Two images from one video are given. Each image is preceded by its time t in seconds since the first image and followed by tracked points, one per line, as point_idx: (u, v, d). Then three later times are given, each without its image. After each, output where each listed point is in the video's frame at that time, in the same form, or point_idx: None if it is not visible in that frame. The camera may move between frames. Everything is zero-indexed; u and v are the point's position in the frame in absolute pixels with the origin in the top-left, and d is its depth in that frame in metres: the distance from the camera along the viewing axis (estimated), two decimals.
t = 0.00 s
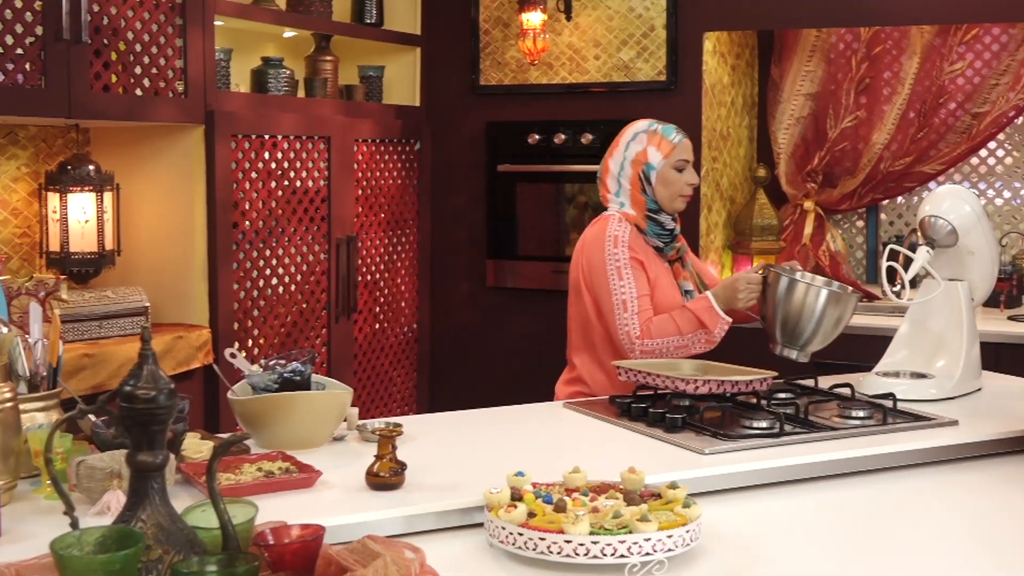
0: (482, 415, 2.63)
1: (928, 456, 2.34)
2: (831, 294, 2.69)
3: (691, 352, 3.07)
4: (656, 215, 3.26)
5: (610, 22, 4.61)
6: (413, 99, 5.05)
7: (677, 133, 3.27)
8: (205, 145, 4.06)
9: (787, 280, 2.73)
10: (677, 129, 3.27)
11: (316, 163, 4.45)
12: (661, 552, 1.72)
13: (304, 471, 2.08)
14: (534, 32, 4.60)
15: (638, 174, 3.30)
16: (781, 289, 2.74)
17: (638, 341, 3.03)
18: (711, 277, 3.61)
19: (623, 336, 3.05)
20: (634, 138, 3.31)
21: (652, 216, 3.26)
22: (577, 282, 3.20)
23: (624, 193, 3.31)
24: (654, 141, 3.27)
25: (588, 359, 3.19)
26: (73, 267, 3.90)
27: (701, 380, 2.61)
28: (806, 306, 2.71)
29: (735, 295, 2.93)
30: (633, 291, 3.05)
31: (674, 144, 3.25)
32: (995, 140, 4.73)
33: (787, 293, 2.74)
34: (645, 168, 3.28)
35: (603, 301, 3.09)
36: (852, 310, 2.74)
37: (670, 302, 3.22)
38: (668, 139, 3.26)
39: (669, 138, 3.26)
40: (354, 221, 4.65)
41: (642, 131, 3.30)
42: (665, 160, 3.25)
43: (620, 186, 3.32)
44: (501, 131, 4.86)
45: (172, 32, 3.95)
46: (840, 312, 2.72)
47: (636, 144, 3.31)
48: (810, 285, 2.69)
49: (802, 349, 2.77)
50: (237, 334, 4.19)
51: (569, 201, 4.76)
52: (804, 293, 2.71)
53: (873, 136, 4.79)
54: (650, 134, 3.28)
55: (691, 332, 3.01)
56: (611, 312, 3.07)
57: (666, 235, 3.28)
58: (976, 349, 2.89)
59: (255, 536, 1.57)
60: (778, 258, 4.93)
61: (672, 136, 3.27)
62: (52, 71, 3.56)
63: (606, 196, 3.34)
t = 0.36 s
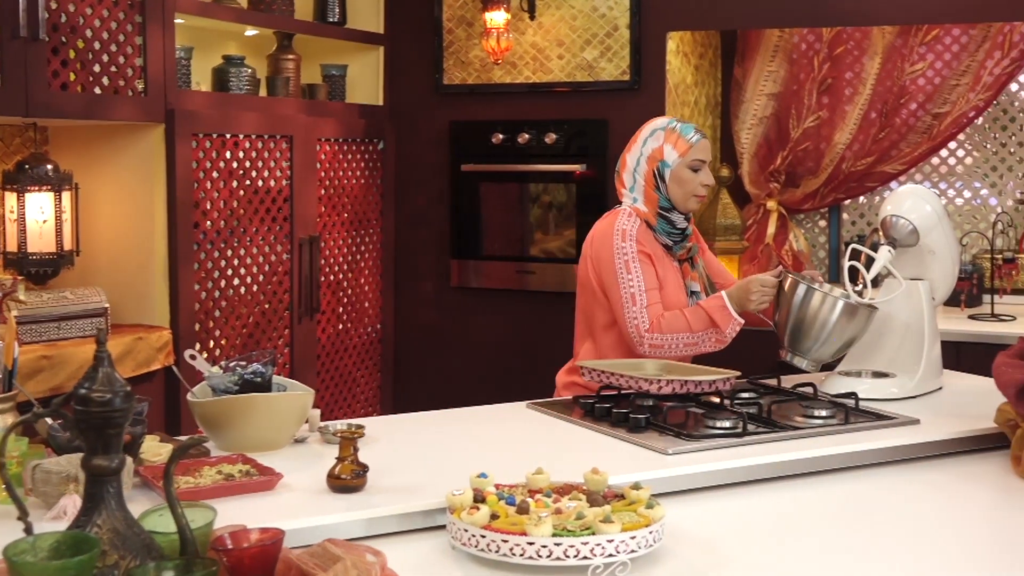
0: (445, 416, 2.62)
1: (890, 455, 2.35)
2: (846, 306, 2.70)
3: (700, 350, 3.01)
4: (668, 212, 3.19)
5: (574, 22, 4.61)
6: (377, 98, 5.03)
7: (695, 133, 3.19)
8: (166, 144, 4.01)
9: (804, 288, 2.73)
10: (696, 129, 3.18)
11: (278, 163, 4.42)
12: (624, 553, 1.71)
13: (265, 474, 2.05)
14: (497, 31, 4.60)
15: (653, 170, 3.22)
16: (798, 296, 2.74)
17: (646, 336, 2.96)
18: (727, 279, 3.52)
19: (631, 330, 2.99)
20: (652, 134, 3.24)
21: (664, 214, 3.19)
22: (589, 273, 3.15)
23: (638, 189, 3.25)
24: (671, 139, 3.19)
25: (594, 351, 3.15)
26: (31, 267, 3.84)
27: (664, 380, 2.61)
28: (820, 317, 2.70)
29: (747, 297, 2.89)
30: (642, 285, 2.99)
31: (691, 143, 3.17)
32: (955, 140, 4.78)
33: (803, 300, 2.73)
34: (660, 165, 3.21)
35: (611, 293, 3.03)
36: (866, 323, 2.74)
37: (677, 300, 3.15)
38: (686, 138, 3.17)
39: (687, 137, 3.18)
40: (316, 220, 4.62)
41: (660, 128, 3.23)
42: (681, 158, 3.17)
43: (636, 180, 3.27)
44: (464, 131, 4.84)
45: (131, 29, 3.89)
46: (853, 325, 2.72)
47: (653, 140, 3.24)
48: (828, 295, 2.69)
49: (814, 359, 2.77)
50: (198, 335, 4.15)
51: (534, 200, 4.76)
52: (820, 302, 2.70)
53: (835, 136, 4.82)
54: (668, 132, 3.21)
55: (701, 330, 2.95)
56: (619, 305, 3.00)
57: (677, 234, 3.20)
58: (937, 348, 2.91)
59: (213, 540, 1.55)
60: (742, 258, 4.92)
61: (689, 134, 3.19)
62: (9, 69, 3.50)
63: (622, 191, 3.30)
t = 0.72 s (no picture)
0: (415, 417, 2.60)
1: (860, 454, 2.35)
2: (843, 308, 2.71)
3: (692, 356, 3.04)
4: (659, 214, 3.18)
5: (545, 21, 4.61)
6: (348, 97, 5.00)
7: (692, 137, 3.16)
8: (134, 143, 3.96)
9: (797, 296, 2.72)
10: (692, 133, 3.16)
11: (248, 162, 4.39)
12: (595, 554, 1.70)
13: (233, 476, 2.03)
14: (468, 29, 4.58)
15: (647, 172, 3.22)
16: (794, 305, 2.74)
17: (640, 339, 2.98)
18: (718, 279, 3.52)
19: (624, 332, 3.00)
20: (649, 136, 3.23)
21: (655, 215, 3.19)
22: (580, 271, 3.14)
23: (631, 189, 3.25)
24: (667, 141, 3.18)
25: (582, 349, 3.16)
26: None
27: (636, 380, 2.59)
28: (817, 322, 2.72)
29: (744, 307, 2.91)
30: (636, 290, 2.99)
31: (686, 147, 3.14)
32: (924, 140, 4.81)
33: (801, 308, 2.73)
34: (654, 167, 3.21)
35: (603, 295, 3.03)
36: (863, 320, 2.76)
37: (665, 303, 3.16)
38: (681, 141, 3.15)
39: (683, 141, 3.15)
40: (286, 220, 4.59)
41: (657, 129, 3.21)
42: (674, 161, 3.15)
43: (630, 180, 3.27)
44: (436, 130, 4.83)
45: (98, 27, 3.84)
46: (851, 325, 2.74)
47: (650, 142, 3.23)
48: (825, 300, 2.70)
49: (818, 361, 2.81)
50: (167, 336, 4.11)
51: (506, 200, 4.74)
52: (818, 308, 2.71)
53: (805, 135, 4.84)
54: (664, 134, 3.19)
55: (696, 338, 2.97)
56: (612, 308, 3.01)
57: (667, 237, 3.20)
58: (907, 347, 2.91)
59: (179, 544, 1.53)
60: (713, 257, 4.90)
61: (686, 138, 3.16)
62: None
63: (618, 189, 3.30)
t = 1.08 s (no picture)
0: (395, 418, 2.59)
1: (840, 454, 2.35)
2: (842, 311, 2.75)
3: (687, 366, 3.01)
4: (647, 217, 3.18)
5: (526, 21, 4.60)
6: (327, 96, 4.99)
7: (682, 141, 3.14)
8: (112, 142, 3.93)
9: (795, 302, 2.77)
10: (683, 137, 3.13)
11: (228, 161, 4.37)
12: (576, 556, 1.70)
13: (211, 477, 2.01)
14: (448, 29, 4.57)
15: (635, 174, 3.20)
16: (794, 312, 2.78)
17: (634, 345, 2.96)
18: (704, 279, 3.53)
19: (617, 337, 2.99)
20: (638, 138, 3.20)
21: (643, 218, 3.18)
22: (568, 274, 3.13)
23: (620, 191, 3.24)
24: (657, 145, 3.15)
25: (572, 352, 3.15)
26: None
27: (616, 380, 2.59)
28: (817, 325, 2.77)
29: (744, 323, 2.88)
30: (628, 296, 2.98)
31: (676, 152, 3.13)
32: (904, 140, 4.82)
33: (800, 315, 2.78)
34: (643, 170, 3.18)
35: (594, 300, 3.02)
36: (861, 324, 2.79)
37: (656, 307, 3.15)
38: (672, 146, 3.13)
39: (673, 145, 3.13)
40: (266, 220, 4.57)
41: (647, 132, 3.18)
42: (664, 165, 3.14)
43: (618, 182, 3.25)
44: (416, 129, 4.81)
45: (75, 26, 3.80)
46: (851, 329, 2.78)
47: (640, 144, 3.20)
48: (824, 305, 2.74)
49: (822, 363, 2.86)
50: (146, 336, 4.08)
51: (486, 199, 4.72)
52: (817, 313, 2.75)
53: (786, 136, 4.85)
54: (654, 137, 3.16)
55: (691, 351, 2.93)
56: (604, 313, 3.00)
57: (655, 240, 3.20)
58: (888, 347, 2.91)
59: (156, 546, 1.52)
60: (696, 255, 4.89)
61: (677, 142, 3.14)
62: None
63: (607, 189, 3.29)
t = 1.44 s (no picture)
0: (384, 418, 2.58)
1: (830, 455, 2.35)
2: (833, 319, 2.75)
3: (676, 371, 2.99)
4: (642, 218, 3.17)
5: (516, 20, 4.59)
6: (317, 95, 4.98)
7: (679, 141, 3.14)
8: (99, 141, 3.91)
9: (786, 311, 2.77)
10: (680, 138, 3.14)
11: (216, 160, 4.35)
12: (565, 557, 1.69)
13: (198, 478, 2.00)
14: (437, 29, 4.57)
15: (631, 174, 3.19)
16: (785, 321, 2.78)
17: (624, 347, 2.96)
18: (693, 284, 3.53)
19: (607, 339, 2.99)
20: (634, 138, 3.19)
21: (638, 219, 3.18)
22: (561, 275, 3.13)
23: (615, 190, 3.23)
24: (653, 145, 3.14)
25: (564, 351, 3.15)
26: None
27: (606, 381, 2.58)
28: (809, 333, 2.77)
29: (737, 335, 2.85)
30: (619, 298, 2.98)
31: (673, 152, 3.13)
32: (894, 140, 4.82)
33: (792, 324, 2.78)
34: (639, 169, 3.17)
35: (586, 301, 3.02)
36: (852, 331, 2.80)
37: (647, 309, 3.15)
38: (669, 146, 3.13)
39: (670, 145, 3.13)
40: (255, 219, 4.55)
41: (643, 132, 3.17)
42: (661, 165, 3.13)
43: (613, 181, 3.25)
44: (406, 129, 4.79)
45: (62, 24, 3.78)
46: (842, 336, 2.78)
47: (636, 143, 3.19)
48: (815, 313, 2.74)
49: (814, 372, 2.85)
50: (133, 337, 4.06)
51: (476, 199, 4.71)
52: (809, 321, 2.76)
53: (776, 136, 4.85)
54: (651, 137, 3.15)
55: (680, 358, 2.91)
56: (594, 314, 3.00)
57: (650, 241, 3.19)
58: (878, 347, 2.91)
59: (142, 548, 1.51)
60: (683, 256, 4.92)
61: (673, 142, 3.14)
62: None
63: (601, 187, 3.28)
